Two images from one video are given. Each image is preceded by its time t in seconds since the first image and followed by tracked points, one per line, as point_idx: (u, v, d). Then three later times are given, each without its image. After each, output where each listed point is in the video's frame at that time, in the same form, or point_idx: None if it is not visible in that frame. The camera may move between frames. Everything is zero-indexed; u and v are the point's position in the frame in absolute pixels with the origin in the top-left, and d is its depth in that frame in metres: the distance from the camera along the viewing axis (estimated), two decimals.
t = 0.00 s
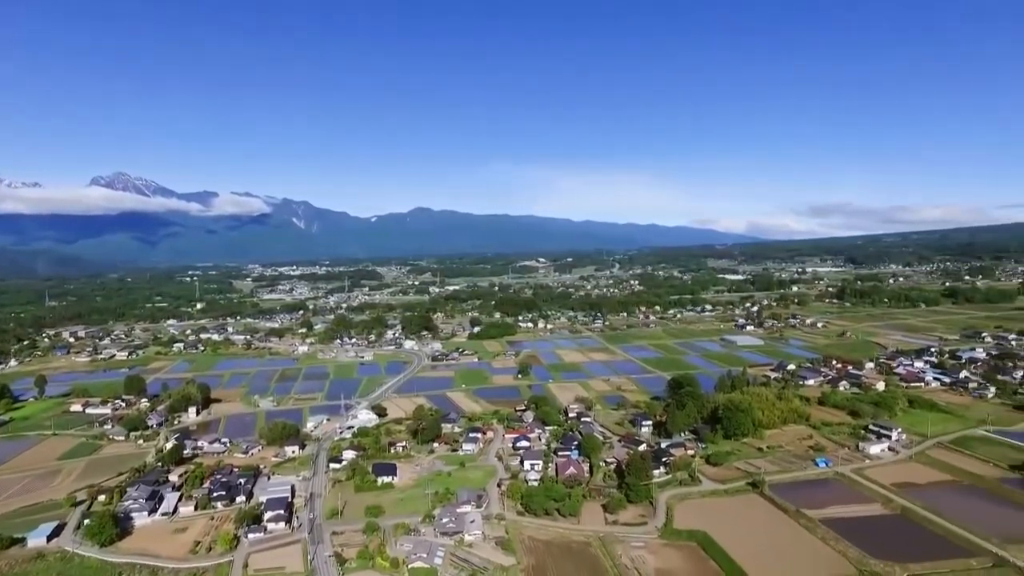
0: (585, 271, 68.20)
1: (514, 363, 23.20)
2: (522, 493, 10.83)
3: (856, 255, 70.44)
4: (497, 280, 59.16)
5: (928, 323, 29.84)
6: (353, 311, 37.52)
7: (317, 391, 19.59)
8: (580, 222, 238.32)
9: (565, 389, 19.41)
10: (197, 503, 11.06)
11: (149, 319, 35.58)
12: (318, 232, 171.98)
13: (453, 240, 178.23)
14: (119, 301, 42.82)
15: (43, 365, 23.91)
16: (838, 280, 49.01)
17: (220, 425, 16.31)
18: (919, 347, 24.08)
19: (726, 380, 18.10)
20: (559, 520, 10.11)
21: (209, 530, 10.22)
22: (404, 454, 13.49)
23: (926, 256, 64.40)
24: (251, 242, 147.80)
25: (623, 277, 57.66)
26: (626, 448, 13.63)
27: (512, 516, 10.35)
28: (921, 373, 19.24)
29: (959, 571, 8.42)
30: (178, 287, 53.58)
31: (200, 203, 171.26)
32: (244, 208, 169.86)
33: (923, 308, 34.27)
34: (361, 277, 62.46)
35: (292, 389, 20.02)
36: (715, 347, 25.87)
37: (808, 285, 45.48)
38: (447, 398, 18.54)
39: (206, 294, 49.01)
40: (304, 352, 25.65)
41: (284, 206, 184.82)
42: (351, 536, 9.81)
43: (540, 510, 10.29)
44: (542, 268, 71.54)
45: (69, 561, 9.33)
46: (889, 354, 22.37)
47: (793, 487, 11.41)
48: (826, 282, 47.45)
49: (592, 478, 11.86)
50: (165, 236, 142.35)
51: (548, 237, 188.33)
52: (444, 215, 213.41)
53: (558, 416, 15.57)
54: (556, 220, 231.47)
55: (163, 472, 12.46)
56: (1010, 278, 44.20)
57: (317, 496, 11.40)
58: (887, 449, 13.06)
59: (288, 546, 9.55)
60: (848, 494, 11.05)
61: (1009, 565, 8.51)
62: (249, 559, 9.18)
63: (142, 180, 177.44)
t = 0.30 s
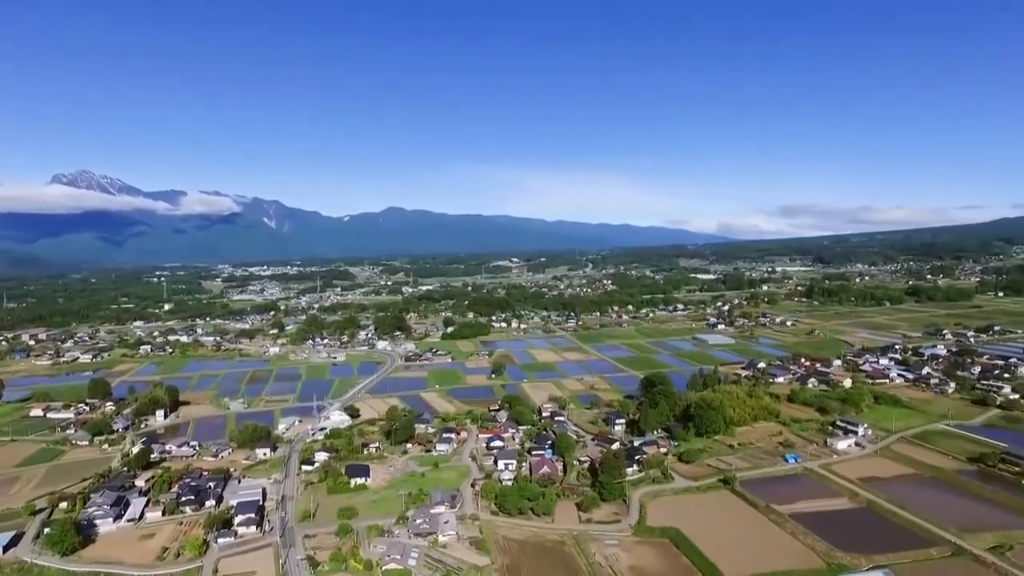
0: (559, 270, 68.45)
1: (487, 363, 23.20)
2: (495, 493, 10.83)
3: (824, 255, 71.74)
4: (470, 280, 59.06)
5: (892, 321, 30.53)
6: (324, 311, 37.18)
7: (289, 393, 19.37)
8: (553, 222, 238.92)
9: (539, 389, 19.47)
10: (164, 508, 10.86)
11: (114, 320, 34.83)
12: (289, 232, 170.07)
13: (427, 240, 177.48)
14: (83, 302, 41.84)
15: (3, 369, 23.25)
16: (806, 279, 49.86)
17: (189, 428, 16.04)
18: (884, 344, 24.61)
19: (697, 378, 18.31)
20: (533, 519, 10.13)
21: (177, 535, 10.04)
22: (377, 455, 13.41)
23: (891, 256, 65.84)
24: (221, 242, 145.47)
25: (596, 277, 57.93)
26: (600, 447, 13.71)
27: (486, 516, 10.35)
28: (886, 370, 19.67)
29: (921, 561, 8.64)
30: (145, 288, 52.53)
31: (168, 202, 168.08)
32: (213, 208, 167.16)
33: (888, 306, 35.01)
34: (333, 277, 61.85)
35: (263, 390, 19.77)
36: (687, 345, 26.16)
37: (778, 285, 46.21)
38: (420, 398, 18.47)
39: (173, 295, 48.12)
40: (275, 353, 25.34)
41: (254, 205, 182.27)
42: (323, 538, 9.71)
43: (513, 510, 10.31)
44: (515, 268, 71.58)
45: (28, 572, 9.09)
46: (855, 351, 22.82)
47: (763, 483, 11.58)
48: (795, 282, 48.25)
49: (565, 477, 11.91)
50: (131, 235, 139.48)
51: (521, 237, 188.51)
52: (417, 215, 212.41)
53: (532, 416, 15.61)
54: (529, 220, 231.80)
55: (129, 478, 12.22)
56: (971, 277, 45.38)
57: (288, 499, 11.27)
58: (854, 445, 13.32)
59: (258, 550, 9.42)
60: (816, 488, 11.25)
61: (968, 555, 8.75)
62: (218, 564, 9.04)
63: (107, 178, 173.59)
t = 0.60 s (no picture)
0: (530, 271, 68.62)
1: (459, 363, 23.16)
2: (467, 493, 10.81)
3: (789, 255, 73.03)
4: (441, 280, 58.88)
5: (856, 319, 31.23)
6: (293, 312, 36.74)
7: (257, 395, 19.10)
8: (524, 222, 239.25)
9: (510, 389, 19.49)
10: (127, 515, 10.62)
11: (74, 322, 33.96)
12: (257, 232, 167.61)
13: (397, 240, 176.41)
14: (41, 304, 40.70)
15: None
16: (772, 278, 50.72)
17: (153, 433, 15.70)
18: (848, 342, 25.16)
19: (667, 377, 18.51)
20: (504, 519, 10.13)
21: (141, 543, 9.82)
22: (347, 457, 13.29)
23: (854, 256, 67.34)
24: (186, 242, 142.73)
25: (567, 277, 58.20)
26: (571, 446, 13.78)
27: (458, 517, 10.33)
28: (849, 368, 20.11)
29: (881, 552, 8.87)
30: (107, 290, 51.31)
31: (130, 200, 164.78)
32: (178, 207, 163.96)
33: (851, 305, 35.80)
34: (302, 278, 61.02)
35: (231, 393, 19.45)
36: (657, 344, 26.43)
37: (745, 284, 46.92)
38: (391, 399, 18.35)
39: (136, 296, 47.08)
40: (243, 355, 24.96)
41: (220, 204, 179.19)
42: (292, 542, 9.60)
43: (485, 510, 10.30)
44: (486, 268, 71.57)
45: None
46: (820, 349, 23.28)
47: (732, 480, 11.75)
48: (761, 281, 49.04)
49: (537, 477, 11.94)
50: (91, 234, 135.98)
51: (493, 237, 188.52)
52: (387, 215, 211.02)
53: (503, 416, 15.62)
54: (500, 220, 231.80)
55: (90, 484, 11.92)
56: (930, 277, 46.66)
57: (257, 503, 11.11)
58: (819, 441, 13.59)
59: (226, 555, 9.27)
60: (783, 484, 11.45)
61: (926, 545, 9.00)
62: (185, 571, 8.87)
63: (67, 177, 169.03)
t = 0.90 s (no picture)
0: (502, 270, 68.68)
1: (430, 364, 23.08)
2: (439, 494, 10.78)
3: (757, 255, 74.21)
4: (413, 280, 58.61)
5: (821, 318, 31.86)
6: (262, 313, 36.25)
7: (224, 397, 18.79)
8: (495, 223, 239.28)
9: (482, 388, 19.48)
10: (89, 523, 10.38)
11: (33, 325, 33.00)
12: (225, 232, 164.91)
13: (368, 240, 175.06)
14: None
15: None
16: (740, 277, 51.48)
17: (116, 438, 15.33)
18: (814, 340, 25.66)
19: (638, 375, 18.67)
20: (476, 520, 10.11)
21: (103, 551, 9.60)
22: (317, 459, 13.15)
23: (820, 256, 68.75)
24: (150, 242, 139.72)
25: (539, 276, 58.42)
26: (543, 445, 13.82)
27: (431, 517, 10.29)
28: (815, 365, 20.51)
29: (846, 544, 9.07)
30: (67, 291, 49.93)
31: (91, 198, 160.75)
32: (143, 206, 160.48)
33: (817, 304, 36.54)
34: (271, 278, 60.19)
35: (198, 395, 19.10)
36: (627, 343, 26.66)
37: (714, 283, 47.55)
38: (362, 400, 18.21)
39: (98, 298, 45.93)
40: (210, 357, 24.54)
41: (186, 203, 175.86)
42: (262, 547, 9.47)
43: (458, 510, 10.28)
44: (458, 268, 71.44)
45: None
46: (787, 347, 23.71)
47: (702, 477, 11.89)
48: (729, 281, 49.77)
49: (510, 476, 11.94)
50: (51, 234, 132.29)
51: (464, 237, 188.20)
52: (358, 215, 209.24)
53: (475, 416, 15.60)
54: (472, 220, 231.43)
55: (49, 493, 11.60)
56: (892, 276, 47.84)
57: (225, 508, 10.93)
58: (787, 437, 13.83)
59: (193, 562, 9.11)
60: (752, 480, 11.63)
61: (889, 536, 9.23)
62: None
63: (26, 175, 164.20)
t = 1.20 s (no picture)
0: (477, 270, 68.63)
1: (405, 364, 22.98)
2: (415, 495, 10.75)
3: (729, 255, 75.24)
4: (387, 280, 58.28)
5: (791, 317, 32.39)
6: (233, 314, 35.76)
7: (194, 400, 18.49)
8: (470, 224, 238.87)
9: (457, 389, 19.47)
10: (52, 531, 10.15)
11: None
12: (195, 232, 162.26)
13: (342, 240, 173.63)
14: None
15: None
16: (712, 277, 52.07)
17: (81, 443, 14.99)
18: (784, 339, 26.08)
19: (613, 374, 18.80)
20: (451, 520, 10.10)
21: (68, 559, 9.38)
22: (291, 461, 13.02)
23: (789, 256, 69.91)
24: (117, 241, 136.85)
25: (514, 277, 58.49)
26: (518, 445, 13.85)
27: (405, 519, 10.24)
28: (786, 363, 20.85)
29: (816, 538, 9.24)
30: (30, 292, 48.71)
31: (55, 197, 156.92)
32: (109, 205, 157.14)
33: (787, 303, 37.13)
34: (243, 278, 59.36)
35: (167, 398, 18.78)
36: (602, 343, 26.84)
37: (687, 283, 48.07)
38: (335, 402, 18.06)
39: (63, 299, 44.91)
40: (179, 359, 24.13)
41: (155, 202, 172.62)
42: (235, 551, 9.34)
43: (433, 511, 10.25)
44: (432, 268, 71.19)
45: None
46: (758, 346, 24.06)
47: (676, 475, 12.02)
48: (702, 280, 50.34)
49: (485, 476, 11.95)
50: (13, 233, 128.83)
51: (439, 237, 187.60)
52: (331, 215, 207.40)
53: (450, 416, 15.57)
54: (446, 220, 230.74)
55: (10, 501, 11.30)
56: (859, 275, 48.85)
57: (196, 512, 10.77)
58: (758, 434, 14.03)
59: (163, 568, 8.95)
60: (725, 477, 11.79)
61: (857, 530, 9.42)
62: None
63: None
